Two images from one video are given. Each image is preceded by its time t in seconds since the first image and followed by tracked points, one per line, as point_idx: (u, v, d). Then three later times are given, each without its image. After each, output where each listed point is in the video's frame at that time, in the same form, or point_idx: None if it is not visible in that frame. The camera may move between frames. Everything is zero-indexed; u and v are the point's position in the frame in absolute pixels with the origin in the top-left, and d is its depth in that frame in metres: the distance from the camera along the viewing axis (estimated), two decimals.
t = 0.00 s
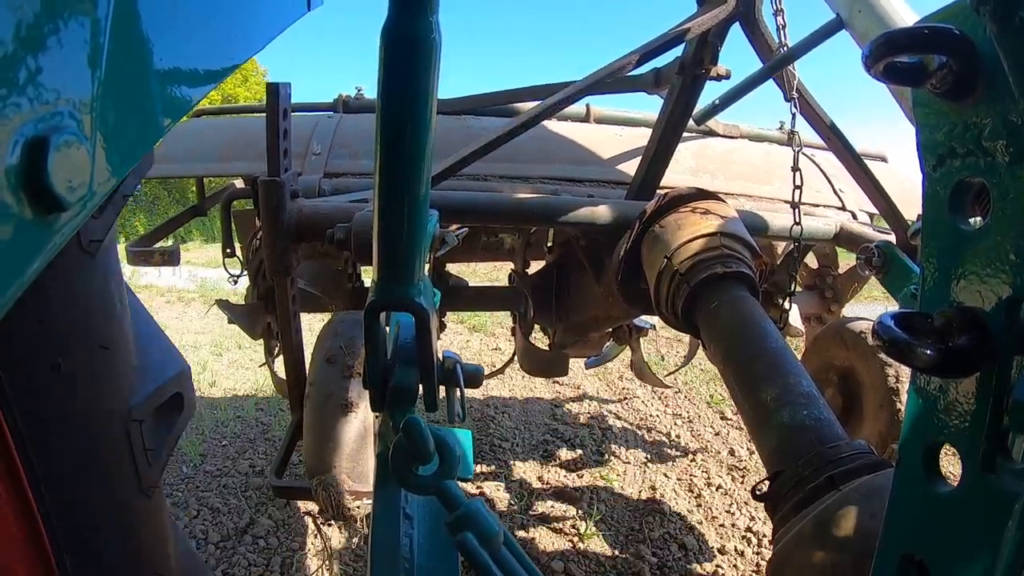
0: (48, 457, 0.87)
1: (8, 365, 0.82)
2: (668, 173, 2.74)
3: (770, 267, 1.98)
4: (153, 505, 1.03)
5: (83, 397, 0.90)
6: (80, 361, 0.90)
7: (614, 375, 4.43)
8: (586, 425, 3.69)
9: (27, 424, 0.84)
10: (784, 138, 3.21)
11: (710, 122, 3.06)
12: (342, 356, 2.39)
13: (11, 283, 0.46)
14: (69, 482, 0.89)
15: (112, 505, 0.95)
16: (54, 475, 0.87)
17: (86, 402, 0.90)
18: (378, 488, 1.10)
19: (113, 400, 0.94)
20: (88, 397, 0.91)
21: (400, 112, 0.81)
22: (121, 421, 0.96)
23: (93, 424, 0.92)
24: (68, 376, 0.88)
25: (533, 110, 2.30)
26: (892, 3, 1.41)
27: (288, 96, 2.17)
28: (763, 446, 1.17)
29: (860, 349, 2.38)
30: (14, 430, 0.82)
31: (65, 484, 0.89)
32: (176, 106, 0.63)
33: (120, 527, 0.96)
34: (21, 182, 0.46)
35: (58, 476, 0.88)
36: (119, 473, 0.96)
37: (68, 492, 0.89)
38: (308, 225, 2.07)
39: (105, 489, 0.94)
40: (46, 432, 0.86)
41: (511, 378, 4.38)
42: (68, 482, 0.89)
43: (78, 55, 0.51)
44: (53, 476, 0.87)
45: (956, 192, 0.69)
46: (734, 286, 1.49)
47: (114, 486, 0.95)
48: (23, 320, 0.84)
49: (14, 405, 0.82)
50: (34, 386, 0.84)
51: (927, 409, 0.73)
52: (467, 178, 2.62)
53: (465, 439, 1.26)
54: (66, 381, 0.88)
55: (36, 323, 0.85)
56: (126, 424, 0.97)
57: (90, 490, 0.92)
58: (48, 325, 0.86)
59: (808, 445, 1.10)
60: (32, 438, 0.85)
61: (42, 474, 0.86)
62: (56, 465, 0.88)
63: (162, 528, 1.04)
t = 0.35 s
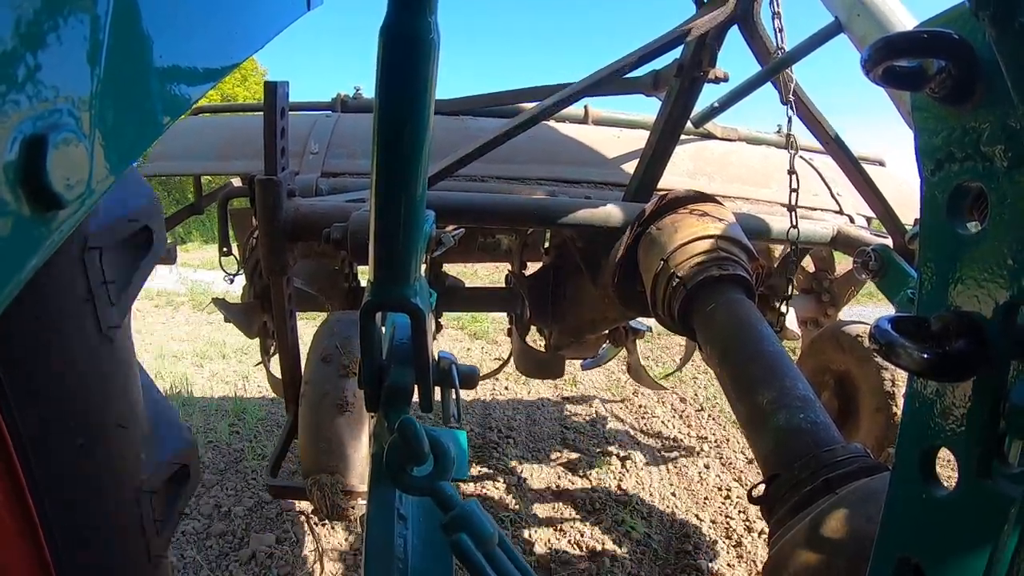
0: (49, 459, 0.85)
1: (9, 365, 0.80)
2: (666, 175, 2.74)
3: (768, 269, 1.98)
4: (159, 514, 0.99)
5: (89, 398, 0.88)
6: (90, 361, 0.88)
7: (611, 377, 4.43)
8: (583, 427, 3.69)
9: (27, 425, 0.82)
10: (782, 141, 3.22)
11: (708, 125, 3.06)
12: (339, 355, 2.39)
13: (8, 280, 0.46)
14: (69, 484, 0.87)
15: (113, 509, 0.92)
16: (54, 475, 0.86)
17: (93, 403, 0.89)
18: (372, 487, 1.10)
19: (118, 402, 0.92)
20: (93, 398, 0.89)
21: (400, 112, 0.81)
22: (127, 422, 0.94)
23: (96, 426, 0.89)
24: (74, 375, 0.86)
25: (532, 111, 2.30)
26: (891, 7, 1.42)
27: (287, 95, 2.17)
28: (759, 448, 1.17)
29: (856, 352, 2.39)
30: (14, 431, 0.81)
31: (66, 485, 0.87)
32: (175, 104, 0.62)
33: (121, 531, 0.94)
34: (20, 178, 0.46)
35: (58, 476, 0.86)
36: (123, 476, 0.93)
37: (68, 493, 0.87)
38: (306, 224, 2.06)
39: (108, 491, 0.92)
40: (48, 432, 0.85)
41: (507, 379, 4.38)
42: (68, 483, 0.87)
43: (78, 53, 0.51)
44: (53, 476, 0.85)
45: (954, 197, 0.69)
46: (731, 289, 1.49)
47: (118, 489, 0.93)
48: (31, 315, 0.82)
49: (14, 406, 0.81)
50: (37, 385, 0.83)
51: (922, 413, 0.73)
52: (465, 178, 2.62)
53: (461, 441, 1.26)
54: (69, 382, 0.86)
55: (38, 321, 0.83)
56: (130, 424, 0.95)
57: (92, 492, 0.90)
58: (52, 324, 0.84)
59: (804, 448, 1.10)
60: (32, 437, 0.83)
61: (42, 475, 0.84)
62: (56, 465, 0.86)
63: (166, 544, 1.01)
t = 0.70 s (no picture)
0: (49, 458, 0.85)
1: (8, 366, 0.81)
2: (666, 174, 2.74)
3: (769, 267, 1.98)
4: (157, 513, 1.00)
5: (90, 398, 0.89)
6: (92, 361, 0.88)
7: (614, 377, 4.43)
8: (585, 427, 3.69)
9: (26, 424, 0.83)
10: (783, 140, 3.22)
11: (709, 124, 3.06)
12: (340, 356, 2.40)
13: (8, 281, 0.46)
14: (71, 485, 0.88)
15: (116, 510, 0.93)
16: (54, 476, 0.86)
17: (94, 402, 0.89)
18: (375, 488, 1.11)
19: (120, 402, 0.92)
20: (95, 398, 0.89)
21: (400, 111, 0.81)
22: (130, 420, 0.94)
23: (97, 426, 0.89)
24: (76, 374, 0.87)
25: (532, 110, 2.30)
26: (891, 5, 1.41)
27: (288, 95, 2.17)
28: (761, 447, 1.17)
29: (857, 351, 2.39)
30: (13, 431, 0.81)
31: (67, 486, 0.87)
32: (175, 105, 0.63)
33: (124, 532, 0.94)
34: (19, 179, 0.46)
35: (58, 476, 0.86)
36: (124, 476, 0.94)
37: (70, 494, 0.88)
38: (306, 225, 2.06)
39: (110, 492, 0.92)
40: (49, 432, 0.85)
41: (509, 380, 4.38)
42: (70, 483, 0.88)
43: (77, 53, 0.51)
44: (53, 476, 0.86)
45: (954, 195, 0.69)
46: (733, 287, 1.49)
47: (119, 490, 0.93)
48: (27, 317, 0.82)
49: (13, 406, 0.81)
50: (37, 385, 0.83)
51: (923, 411, 0.73)
52: (466, 178, 2.62)
53: (463, 441, 1.26)
54: (70, 382, 0.86)
55: (37, 323, 0.83)
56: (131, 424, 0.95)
57: (94, 492, 0.90)
58: (51, 324, 0.84)
59: (805, 447, 1.10)
60: (32, 437, 0.84)
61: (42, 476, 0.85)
62: (56, 466, 0.86)
63: (162, 554, 1.00)
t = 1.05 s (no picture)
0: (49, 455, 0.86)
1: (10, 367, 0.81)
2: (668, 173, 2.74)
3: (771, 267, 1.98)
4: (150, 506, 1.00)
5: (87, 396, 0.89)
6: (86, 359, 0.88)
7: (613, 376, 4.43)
8: (586, 426, 3.68)
9: (26, 422, 0.83)
10: (784, 139, 3.21)
11: (710, 123, 3.06)
12: (341, 354, 2.40)
13: (10, 280, 0.46)
14: (68, 483, 0.88)
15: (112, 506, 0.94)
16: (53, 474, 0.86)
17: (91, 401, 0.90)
18: (376, 485, 1.11)
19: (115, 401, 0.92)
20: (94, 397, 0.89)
21: (400, 111, 0.81)
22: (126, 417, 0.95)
23: (93, 424, 0.90)
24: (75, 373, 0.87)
25: (533, 109, 2.30)
26: (892, 4, 1.41)
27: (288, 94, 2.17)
28: (762, 446, 1.17)
29: (859, 350, 2.38)
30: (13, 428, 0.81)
31: (66, 483, 0.88)
32: (176, 104, 0.62)
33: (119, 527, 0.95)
34: (21, 179, 0.46)
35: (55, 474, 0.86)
36: (121, 473, 0.94)
37: (67, 492, 0.88)
38: (307, 224, 2.06)
39: (108, 489, 0.92)
40: (49, 430, 0.85)
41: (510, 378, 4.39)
42: (70, 480, 0.88)
43: (78, 52, 0.51)
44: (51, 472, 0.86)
45: (956, 194, 0.69)
46: (734, 287, 1.49)
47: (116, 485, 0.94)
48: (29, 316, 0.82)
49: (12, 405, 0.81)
50: (38, 384, 0.83)
51: (926, 410, 0.73)
52: (467, 177, 2.62)
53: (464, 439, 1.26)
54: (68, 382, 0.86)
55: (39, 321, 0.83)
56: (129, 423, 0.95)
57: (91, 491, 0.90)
58: (50, 323, 0.84)
59: (806, 446, 1.10)
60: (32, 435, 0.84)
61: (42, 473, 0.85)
62: (55, 465, 0.86)
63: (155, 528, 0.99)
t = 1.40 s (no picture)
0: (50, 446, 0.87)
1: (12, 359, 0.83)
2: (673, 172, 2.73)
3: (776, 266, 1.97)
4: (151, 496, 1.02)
5: (86, 387, 0.91)
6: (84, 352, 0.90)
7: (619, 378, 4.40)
8: (593, 428, 3.67)
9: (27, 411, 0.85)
10: (790, 137, 3.20)
11: (715, 121, 3.05)
12: (347, 353, 2.41)
13: (16, 281, 0.46)
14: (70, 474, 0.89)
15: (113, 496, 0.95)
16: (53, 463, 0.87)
17: (91, 388, 0.92)
18: (385, 481, 1.11)
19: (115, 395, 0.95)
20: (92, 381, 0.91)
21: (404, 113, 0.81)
22: (124, 400, 0.97)
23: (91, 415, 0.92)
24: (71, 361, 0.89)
25: (537, 108, 2.30)
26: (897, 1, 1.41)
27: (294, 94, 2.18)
28: (767, 445, 1.17)
29: (865, 348, 2.38)
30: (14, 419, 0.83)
31: (70, 472, 0.89)
32: (181, 104, 0.63)
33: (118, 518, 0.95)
34: (25, 181, 0.46)
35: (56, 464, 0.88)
36: (121, 464, 0.96)
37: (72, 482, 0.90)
38: (313, 224, 2.07)
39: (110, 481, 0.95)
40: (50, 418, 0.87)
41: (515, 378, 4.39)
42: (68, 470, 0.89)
43: (83, 54, 0.51)
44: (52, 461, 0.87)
45: (961, 192, 0.69)
46: (739, 285, 1.49)
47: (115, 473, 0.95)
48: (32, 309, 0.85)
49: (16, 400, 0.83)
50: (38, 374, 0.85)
51: (932, 408, 0.72)
52: (472, 176, 2.62)
53: (470, 438, 1.26)
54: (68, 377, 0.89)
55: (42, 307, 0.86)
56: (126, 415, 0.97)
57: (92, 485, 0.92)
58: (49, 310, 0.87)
59: (812, 445, 1.10)
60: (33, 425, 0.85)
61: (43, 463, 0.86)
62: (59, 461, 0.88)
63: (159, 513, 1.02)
